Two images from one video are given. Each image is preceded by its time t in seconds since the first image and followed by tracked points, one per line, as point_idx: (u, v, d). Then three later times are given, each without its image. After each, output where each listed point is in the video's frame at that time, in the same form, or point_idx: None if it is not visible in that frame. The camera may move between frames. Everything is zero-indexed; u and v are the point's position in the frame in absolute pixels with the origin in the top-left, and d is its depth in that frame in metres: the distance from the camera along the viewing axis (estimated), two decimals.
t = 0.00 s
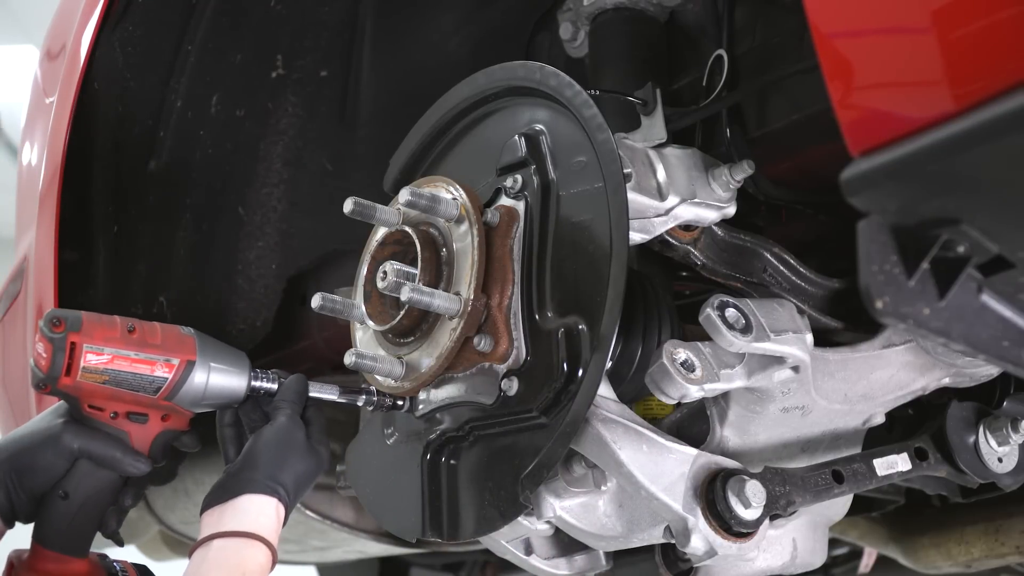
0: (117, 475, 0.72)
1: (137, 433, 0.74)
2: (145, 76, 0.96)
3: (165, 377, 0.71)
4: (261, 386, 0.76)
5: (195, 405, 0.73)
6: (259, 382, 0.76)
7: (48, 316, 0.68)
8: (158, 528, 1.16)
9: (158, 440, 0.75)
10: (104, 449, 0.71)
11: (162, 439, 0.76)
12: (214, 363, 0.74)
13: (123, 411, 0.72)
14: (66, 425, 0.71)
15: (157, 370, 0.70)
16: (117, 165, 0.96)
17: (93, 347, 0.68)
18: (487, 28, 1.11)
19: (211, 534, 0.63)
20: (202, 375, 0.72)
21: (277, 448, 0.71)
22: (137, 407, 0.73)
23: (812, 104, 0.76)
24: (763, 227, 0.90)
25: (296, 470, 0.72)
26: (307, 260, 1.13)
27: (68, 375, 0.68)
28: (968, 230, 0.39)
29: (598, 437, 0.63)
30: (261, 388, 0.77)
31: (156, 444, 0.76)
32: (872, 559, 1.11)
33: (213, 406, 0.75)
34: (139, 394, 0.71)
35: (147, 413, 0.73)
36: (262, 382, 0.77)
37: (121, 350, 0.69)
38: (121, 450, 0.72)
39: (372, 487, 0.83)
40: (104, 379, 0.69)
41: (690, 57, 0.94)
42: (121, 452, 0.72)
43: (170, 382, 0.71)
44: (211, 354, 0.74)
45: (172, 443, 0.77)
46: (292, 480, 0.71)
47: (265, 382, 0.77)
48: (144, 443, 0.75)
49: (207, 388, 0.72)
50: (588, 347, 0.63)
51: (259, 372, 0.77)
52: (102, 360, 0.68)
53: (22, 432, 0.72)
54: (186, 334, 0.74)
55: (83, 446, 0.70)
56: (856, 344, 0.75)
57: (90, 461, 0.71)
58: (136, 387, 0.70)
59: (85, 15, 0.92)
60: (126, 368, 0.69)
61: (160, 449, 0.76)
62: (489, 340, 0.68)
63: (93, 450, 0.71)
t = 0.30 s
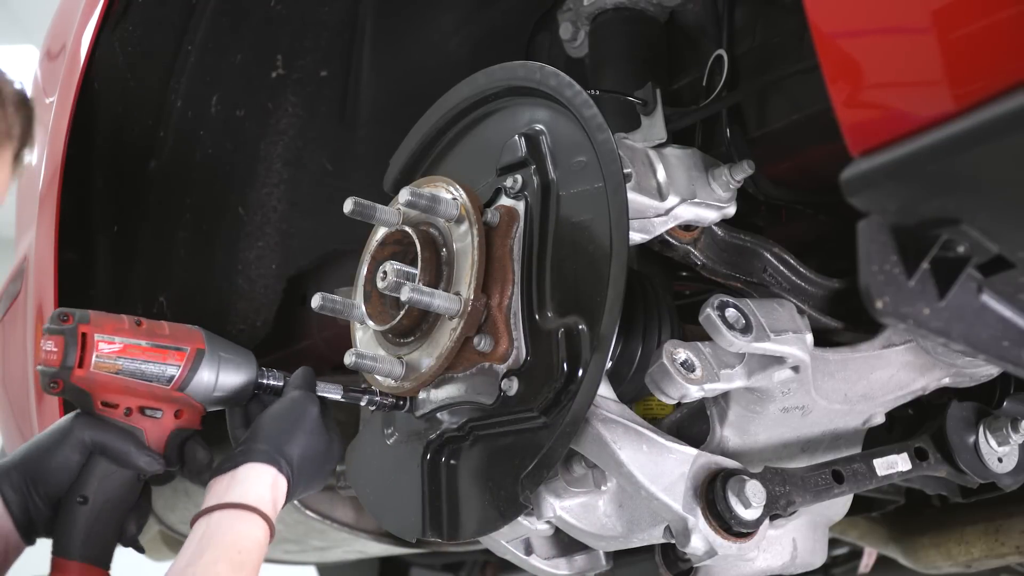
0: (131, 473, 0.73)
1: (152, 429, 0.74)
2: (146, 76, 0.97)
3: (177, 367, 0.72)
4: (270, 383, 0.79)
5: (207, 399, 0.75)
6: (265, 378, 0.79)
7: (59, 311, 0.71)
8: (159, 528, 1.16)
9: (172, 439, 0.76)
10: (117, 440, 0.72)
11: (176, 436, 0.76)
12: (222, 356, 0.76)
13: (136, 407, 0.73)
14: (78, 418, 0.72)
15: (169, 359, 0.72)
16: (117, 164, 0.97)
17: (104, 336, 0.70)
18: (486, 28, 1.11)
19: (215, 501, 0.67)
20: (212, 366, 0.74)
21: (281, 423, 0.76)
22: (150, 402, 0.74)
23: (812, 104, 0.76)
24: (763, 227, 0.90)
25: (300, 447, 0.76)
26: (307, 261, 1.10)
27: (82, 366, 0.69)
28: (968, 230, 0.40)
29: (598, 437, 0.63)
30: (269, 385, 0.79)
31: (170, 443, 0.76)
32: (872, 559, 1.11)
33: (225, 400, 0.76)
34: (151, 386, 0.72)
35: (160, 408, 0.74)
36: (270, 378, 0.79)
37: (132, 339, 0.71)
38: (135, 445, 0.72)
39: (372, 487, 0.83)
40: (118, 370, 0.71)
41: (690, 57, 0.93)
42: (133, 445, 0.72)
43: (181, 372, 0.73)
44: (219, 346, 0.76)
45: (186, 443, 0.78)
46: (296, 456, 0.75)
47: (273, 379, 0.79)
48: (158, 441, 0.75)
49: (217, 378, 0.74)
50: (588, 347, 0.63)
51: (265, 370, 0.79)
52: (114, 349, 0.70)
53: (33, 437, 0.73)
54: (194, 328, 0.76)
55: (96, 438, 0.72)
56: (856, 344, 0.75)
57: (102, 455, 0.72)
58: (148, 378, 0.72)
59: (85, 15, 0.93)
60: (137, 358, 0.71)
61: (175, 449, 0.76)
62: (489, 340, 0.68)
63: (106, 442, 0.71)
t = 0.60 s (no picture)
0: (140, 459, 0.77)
1: (155, 415, 0.79)
2: (145, 75, 0.96)
3: (182, 355, 0.78)
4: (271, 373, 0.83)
5: (209, 387, 0.80)
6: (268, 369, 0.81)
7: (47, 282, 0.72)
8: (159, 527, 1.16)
9: (174, 427, 0.80)
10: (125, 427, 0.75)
11: (178, 423, 0.81)
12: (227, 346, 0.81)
13: (140, 394, 0.78)
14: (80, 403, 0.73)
15: (175, 346, 0.77)
16: (119, 162, 0.96)
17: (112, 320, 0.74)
18: (486, 28, 1.11)
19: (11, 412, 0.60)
20: (216, 357, 0.79)
21: (66, 341, 0.66)
22: (154, 388, 0.78)
23: (812, 104, 0.76)
24: (763, 227, 0.90)
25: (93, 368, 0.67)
26: (307, 260, 1.10)
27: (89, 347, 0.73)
28: (968, 229, 0.39)
29: (598, 437, 0.63)
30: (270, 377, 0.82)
31: (173, 429, 0.80)
32: (872, 559, 1.11)
33: (226, 389, 0.81)
34: (156, 371, 0.77)
35: (163, 395, 0.79)
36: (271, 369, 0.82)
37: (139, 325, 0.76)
38: (142, 431, 0.76)
39: (371, 487, 0.83)
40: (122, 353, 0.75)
41: (691, 57, 0.94)
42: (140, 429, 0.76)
43: (186, 360, 0.78)
44: (222, 336, 0.81)
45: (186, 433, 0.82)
46: (64, 387, 0.64)
47: (275, 372, 0.81)
48: (160, 428, 0.79)
49: (220, 369, 0.79)
50: (588, 347, 0.63)
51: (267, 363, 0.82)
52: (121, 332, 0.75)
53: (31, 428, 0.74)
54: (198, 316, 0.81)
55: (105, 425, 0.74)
56: (856, 344, 0.75)
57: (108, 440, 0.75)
58: (153, 363, 0.76)
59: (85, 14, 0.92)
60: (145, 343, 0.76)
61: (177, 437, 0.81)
62: (489, 340, 0.68)
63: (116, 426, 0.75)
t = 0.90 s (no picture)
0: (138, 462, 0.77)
1: (157, 416, 0.78)
2: (145, 75, 0.98)
3: (189, 357, 0.77)
4: (277, 375, 0.81)
5: (218, 389, 0.79)
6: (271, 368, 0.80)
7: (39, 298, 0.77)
8: (159, 527, 1.16)
9: (176, 428, 0.80)
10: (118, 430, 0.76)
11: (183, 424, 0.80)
12: (235, 347, 0.79)
13: (145, 396, 0.78)
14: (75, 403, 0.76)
15: (182, 349, 0.77)
16: (118, 164, 0.98)
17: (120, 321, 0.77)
18: (486, 28, 1.11)
19: (38, 385, 0.71)
20: (222, 358, 0.78)
21: (87, 325, 0.74)
22: (158, 390, 0.78)
23: (812, 104, 0.76)
24: (764, 228, 0.90)
25: (115, 350, 0.73)
26: (308, 261, 1.08)
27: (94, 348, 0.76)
28: (968, 230, 0.40)
29: (598, 437, 0.63)
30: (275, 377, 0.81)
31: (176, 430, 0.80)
32: (872, 559, 1.12)
33: (236, 391, 0.80)
34: (165, 374, 0.78)
35: (168, 396, 0.79)
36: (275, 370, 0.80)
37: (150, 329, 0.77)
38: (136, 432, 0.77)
39: (371, 487, 0.83)
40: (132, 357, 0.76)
41: (691, 58, 0.93)
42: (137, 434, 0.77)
43: (192, 362, 0.77)
44: (233, 338, 0.80)
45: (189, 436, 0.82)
46: (83, 370, 0.72)
47: (279, 372, 0.80)
48: (162, 429, 0.79)
49: (225, 370, 0.78)
50: (588, 347, 0.63)
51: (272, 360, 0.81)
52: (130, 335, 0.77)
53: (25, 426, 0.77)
54: (209, 318, 0.80)
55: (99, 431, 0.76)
56: (856, 344, 0.75)
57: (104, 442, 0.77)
58: (161, 366, 0.77)
59: (85, 14, 0.93)
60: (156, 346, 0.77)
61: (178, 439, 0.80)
62: (489, 340, 0.68)
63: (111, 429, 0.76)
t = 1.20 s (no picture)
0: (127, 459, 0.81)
1: (150, 411, 0.82)
2: (145, 75, 0.99)
3: (187, 355, 0.78)
4: (276, 371, 0.80)
5: (216, 385, 0.80)
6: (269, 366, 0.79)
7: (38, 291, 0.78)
8: (159, 527, 1.16)
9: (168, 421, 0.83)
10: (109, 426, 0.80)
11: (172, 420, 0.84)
12: (234, 346, 0.80)
13: (140, 392, 0.81)
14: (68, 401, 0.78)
15: (180, 347, 0.78)
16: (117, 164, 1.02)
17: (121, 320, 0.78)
18: (486, 28, 1.11)
19: (36, 385, 0.75)
20: (219, 356, 0.78)
21: (87, 328, 0.76)
22: (153, 386, 0.82)
23: (812, 105, 0.76)
24: (764, 228, 0.90)
25: (112, 353, 0.76)
26: (308, 261, 1.07)
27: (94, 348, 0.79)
28: (968, 229, 0.40)
29: (598, 437, 0.63)
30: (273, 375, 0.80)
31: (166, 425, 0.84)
32: (872, 559, 1.11)
33: (235, 386, 0.81)
34: (163, 371, 0.80)
35: (161, 393, 0.82)
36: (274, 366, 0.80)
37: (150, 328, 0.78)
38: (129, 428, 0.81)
39: (371, 487, 0.83)
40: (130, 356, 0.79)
41: (691, 58, 0.94)
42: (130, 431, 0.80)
43: (191, 360, 0.78)
44: (231, 336, 0.80)
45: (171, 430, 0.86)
46: (82, 373, 0.75)
47: (276, 368, 0.79)
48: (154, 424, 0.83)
49: (223, 367, 0.79)
50: (588, 347, 0.64)
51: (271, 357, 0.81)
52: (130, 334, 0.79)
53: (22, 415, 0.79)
54: (209, 314, 0.80)
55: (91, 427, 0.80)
56: (856, 344, 0.75)
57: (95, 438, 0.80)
58: (159, 364, 0.79)
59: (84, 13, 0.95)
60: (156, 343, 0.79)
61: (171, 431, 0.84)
62: (489, 340, 0.68)
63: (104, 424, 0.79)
